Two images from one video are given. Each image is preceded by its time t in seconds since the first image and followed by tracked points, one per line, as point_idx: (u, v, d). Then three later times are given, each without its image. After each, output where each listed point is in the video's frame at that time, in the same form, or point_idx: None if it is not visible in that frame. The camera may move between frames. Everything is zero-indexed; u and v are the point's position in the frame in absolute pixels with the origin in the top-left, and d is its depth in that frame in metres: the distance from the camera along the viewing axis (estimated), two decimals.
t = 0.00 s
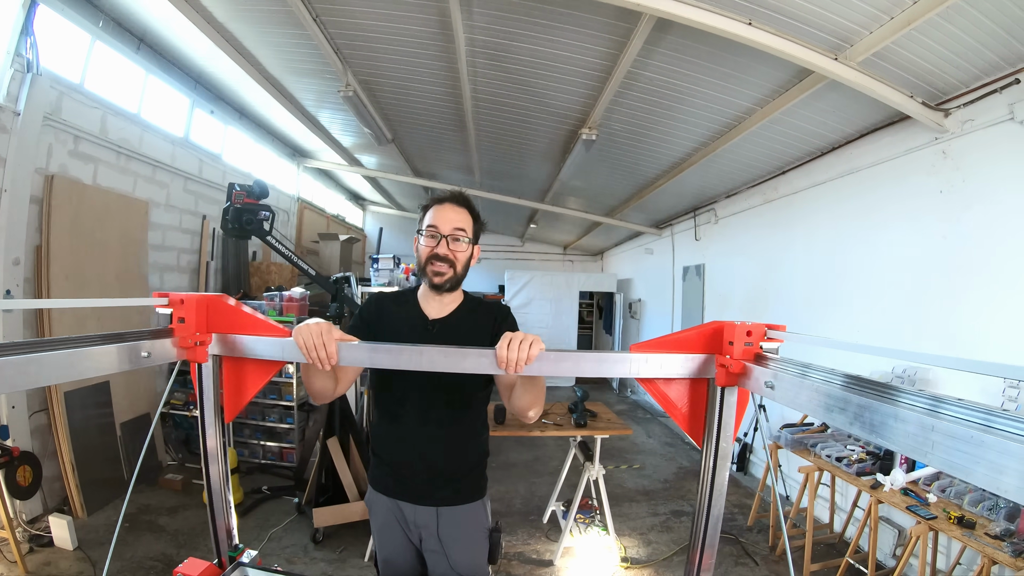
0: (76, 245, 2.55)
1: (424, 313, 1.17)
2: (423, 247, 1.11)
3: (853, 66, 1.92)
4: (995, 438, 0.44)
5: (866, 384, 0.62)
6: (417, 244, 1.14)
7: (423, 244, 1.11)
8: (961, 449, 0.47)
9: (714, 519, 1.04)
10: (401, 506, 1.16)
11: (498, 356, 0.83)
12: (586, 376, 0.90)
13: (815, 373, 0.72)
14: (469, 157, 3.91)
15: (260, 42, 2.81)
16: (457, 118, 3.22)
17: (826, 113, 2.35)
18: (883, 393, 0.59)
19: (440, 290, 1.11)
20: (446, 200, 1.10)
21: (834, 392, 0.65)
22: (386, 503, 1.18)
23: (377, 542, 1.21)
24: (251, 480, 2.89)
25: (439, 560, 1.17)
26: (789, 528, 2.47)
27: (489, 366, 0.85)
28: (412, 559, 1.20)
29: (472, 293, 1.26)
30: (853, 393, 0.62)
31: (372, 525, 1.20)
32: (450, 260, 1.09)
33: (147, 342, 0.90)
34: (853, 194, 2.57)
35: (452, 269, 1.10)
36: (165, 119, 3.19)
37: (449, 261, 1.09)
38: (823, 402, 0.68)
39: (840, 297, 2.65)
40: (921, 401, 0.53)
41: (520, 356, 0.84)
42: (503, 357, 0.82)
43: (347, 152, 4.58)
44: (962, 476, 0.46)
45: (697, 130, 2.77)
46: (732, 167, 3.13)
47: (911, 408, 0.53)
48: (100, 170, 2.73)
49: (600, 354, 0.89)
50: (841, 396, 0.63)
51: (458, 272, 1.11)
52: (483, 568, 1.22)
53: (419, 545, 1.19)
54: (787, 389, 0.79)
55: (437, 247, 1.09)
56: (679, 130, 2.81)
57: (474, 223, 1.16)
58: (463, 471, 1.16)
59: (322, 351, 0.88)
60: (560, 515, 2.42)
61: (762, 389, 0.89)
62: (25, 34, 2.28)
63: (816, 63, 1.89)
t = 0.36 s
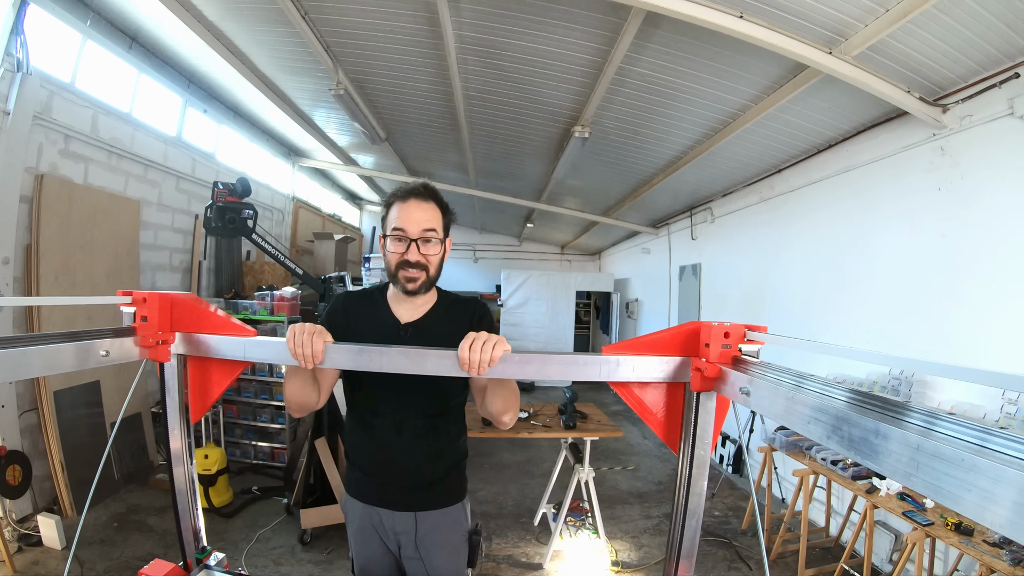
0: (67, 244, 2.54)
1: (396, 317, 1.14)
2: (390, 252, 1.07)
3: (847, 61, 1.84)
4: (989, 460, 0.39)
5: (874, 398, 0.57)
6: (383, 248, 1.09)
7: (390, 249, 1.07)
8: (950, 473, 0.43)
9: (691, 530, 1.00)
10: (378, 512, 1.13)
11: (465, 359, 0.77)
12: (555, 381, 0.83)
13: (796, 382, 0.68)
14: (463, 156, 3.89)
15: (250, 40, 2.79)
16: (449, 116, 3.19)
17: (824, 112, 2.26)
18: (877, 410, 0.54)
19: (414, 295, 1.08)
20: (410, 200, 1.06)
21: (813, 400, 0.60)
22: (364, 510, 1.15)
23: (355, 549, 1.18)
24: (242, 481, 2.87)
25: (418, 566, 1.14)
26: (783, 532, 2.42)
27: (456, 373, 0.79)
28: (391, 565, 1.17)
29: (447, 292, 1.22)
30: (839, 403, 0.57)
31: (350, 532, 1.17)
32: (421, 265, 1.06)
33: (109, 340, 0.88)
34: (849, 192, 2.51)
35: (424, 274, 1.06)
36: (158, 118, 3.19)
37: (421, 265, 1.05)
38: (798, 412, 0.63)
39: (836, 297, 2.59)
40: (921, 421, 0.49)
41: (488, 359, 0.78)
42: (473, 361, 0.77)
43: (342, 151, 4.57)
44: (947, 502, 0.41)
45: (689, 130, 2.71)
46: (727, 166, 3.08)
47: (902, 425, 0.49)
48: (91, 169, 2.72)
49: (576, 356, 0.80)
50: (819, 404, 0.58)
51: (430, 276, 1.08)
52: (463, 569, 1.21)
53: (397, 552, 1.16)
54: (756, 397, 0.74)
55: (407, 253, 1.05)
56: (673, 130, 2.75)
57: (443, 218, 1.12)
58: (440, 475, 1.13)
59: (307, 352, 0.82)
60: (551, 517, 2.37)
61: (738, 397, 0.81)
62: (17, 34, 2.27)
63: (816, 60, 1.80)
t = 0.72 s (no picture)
0: (56, 243, 2.52)
1: (372, 330, 1.09)
2: (356, 256, 1.03)
3: (845, 54, 1.77)
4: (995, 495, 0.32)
5: (885, 425, 0.49)
6: (347, 253, 1.05)
7: (355, 252, 1.03)
8: (948, 509, 0.35)
9: (670, 545, 0.94)
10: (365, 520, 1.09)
11: (428, 362, 0.72)
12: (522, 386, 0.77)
13: (788, 397, 0.60)
14: (457, 154, 3.86)
15: (241, 39, 2.77)
16: (442, 113, 3.15)
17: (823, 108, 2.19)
18: (880, 437, 0.46)
19: (388, 301, 1.05)
20: (370, 195, 1.02)
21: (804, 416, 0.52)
22: (350, 517, 1.11)
23: (341, 558, 1.14)
24: (232, 482, 2.85)
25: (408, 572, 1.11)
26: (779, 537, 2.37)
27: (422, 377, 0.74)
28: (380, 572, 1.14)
29: (422, 294, 1.17)
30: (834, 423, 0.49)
31: (337, 540, 1.13)
32: (391, 267, 1.02)
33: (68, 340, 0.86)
34: (847, 190, 2.45)
35: (396, 278, 1.03)
36: (149, 117, 3.18)
37: (391, 268, 1.02)
38: (782, 427, 0.56)
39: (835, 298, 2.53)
40: (934, 454, 0.42)
41: (454, 362, 0.72)
42: (439, 365, 0.71)
43: (336, 150, 4.56)
44: (935, 538, 0.34)
45: (684, 129, 2.65)
46: (723, 164, 3.03)
47: (903, 451, 0.41)
48: (81, 168, 2.71)
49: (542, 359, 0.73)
50: (809, 421, 0.50)
51: (402, 278, 1.05)
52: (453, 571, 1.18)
53: (385, 559, 1.12)
54: (736, 407, 0.66)
55: (374, 255, 1.02)
56: (668, 129, 2.69)
57: (408, 211, 1.09)
58: (426, 481, 1.09)
59: (265, 352, 0.78)
60: (542, 521, 2.33)
61: (716, 406, 0.73)
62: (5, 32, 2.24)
63: (815, 53, 1.73)
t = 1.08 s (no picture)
0: (47, 242, 2.49)
1: (349, 339, 1.06)
2: (331, 258, 0.98)
3: (846, 47, 1.71)
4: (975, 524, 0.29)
5: (896, 453, 0.43)
6: (322, 256, 1.00)
7: (330, 254, 0.99)
8: (953, 552, 0.30)
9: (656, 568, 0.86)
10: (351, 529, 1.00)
11: (393, 366, 0.67)
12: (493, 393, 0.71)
13: (783, 412, 0.55)
14: (453, 153, 3.83)
15: (233, 38, 2.74)
16: (436, 111, 3.11)
17: (823, 103, 2.13)
18: (884, 466, 0.41)
19: (367, 306, 1.00)
20: (346, 192, 0.99)
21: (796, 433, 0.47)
22: (335, 526, 1.02)
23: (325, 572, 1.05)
24: (223, 484, 2.82)
25: None
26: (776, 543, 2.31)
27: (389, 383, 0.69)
28: None
29: (400, 299, 1.12)
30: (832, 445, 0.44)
31: (321, 552, 1.04)
32: (370, 268, 0.98)
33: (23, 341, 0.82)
34: (847, 188, 2.39)
35: (376, 279, 0.98)
36: (142, 115, 3.17)
37: (370, 269, 0.98)
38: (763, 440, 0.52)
39: (835, 299, 2.46)
40: (948, 492, 0.36)
41: (421, 366, 0.68)
42: (405, 369, 0.67)
43: (331, 149, 4.54)
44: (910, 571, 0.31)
45: (681, 126, 2.59)
46: (722, 161, 2.97)
47: (906, 482, 0.36)
48: (71, 167, 2.69)
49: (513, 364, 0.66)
50: (798, 439, 0.46)
51: (383, 279, 1.00)
52: None
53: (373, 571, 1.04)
54: (723, 417, 0.60)
55: (351, 255, 0.98)
56: (665, 127, 2.64)
57: (385, 209, 1.05)
58: (419, 488, 1.01)
59: (225, 354, 0.74)
60: (535, 525, 2.28)
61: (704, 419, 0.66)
62: None
63: (815, 46, 1.67)
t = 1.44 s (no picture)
0: (35, 241, 2.45)
1: (323, 322, 1.01)
2: (306, 235, 0.94)
3: (850, 38, 1.65)
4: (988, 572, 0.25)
5: (883, 471, 0.39)
6: (296, 233, 0.96)
7: (304, 230, 0.94)
8: None
9: None
10: (326, 544, 0.94)
11: (355, 373, 0.62)
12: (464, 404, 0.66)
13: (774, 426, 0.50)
14: (449, 151, 3.79)
15: (225, 34, 2.70)
16: (431, 107, 3.06)
17: (826, 97, 2.06)
18: (874, 491, 0.36)
19: (337, 287, 0.95)
20: (324, 170, 0.95)
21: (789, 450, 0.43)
22: (310, 541, 0.96)
23: None
24: (214, 486, 2.78)
25: None
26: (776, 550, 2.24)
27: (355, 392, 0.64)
28: None
29: (379, 288, 1.07)
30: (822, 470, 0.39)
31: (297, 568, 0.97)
32: (343, 247, 0.94)
33: None
34: (850, 185, 2.33)
35: (348, 259, 0.94)
36: (133, 112, 3.14)
37: (344, 247, 0.93)
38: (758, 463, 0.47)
39: (838, 299, 2.39)
40: (941, 523, 0.32)
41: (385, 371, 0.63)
42: (368, 377, 0.62)
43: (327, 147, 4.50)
44: None
45: (680, 123, 2.53)
46: (722, 158, 2.91)
47: (901, 515, 0.31)
48: (60, 165, 2.65)
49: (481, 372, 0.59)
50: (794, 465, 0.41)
51: (356, 260, 0.95)
52: None
53: None
54: (722, 437, 0.54)
55: (325, 233, 0.93)
56: (664, 123, 2.58)
57: (364, 191, 1.02)
58: (399, 496, 0.94)
59: (181, 358, 0.70)
60: (530, 531, 2.23)
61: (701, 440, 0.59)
62: None
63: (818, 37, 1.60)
